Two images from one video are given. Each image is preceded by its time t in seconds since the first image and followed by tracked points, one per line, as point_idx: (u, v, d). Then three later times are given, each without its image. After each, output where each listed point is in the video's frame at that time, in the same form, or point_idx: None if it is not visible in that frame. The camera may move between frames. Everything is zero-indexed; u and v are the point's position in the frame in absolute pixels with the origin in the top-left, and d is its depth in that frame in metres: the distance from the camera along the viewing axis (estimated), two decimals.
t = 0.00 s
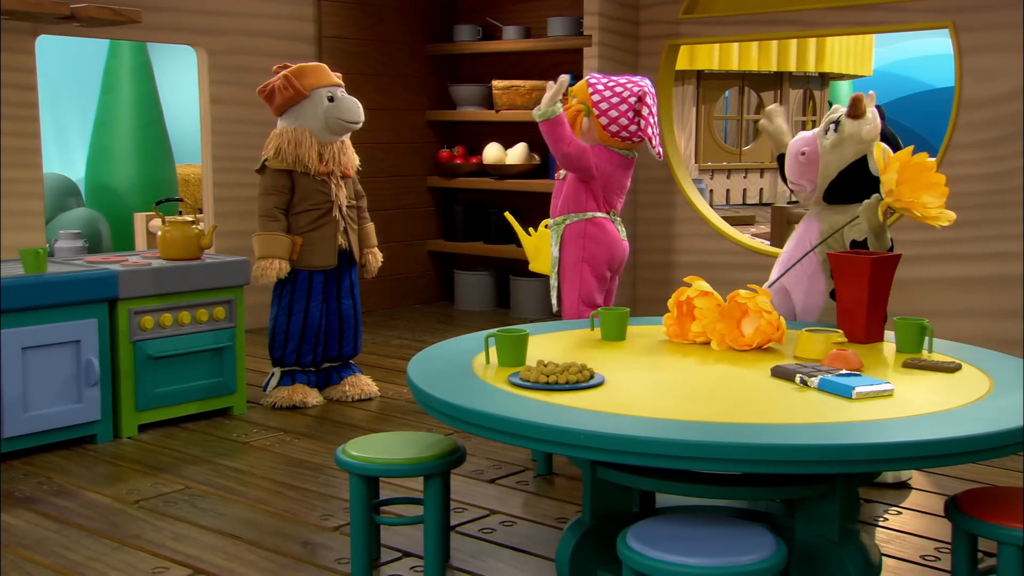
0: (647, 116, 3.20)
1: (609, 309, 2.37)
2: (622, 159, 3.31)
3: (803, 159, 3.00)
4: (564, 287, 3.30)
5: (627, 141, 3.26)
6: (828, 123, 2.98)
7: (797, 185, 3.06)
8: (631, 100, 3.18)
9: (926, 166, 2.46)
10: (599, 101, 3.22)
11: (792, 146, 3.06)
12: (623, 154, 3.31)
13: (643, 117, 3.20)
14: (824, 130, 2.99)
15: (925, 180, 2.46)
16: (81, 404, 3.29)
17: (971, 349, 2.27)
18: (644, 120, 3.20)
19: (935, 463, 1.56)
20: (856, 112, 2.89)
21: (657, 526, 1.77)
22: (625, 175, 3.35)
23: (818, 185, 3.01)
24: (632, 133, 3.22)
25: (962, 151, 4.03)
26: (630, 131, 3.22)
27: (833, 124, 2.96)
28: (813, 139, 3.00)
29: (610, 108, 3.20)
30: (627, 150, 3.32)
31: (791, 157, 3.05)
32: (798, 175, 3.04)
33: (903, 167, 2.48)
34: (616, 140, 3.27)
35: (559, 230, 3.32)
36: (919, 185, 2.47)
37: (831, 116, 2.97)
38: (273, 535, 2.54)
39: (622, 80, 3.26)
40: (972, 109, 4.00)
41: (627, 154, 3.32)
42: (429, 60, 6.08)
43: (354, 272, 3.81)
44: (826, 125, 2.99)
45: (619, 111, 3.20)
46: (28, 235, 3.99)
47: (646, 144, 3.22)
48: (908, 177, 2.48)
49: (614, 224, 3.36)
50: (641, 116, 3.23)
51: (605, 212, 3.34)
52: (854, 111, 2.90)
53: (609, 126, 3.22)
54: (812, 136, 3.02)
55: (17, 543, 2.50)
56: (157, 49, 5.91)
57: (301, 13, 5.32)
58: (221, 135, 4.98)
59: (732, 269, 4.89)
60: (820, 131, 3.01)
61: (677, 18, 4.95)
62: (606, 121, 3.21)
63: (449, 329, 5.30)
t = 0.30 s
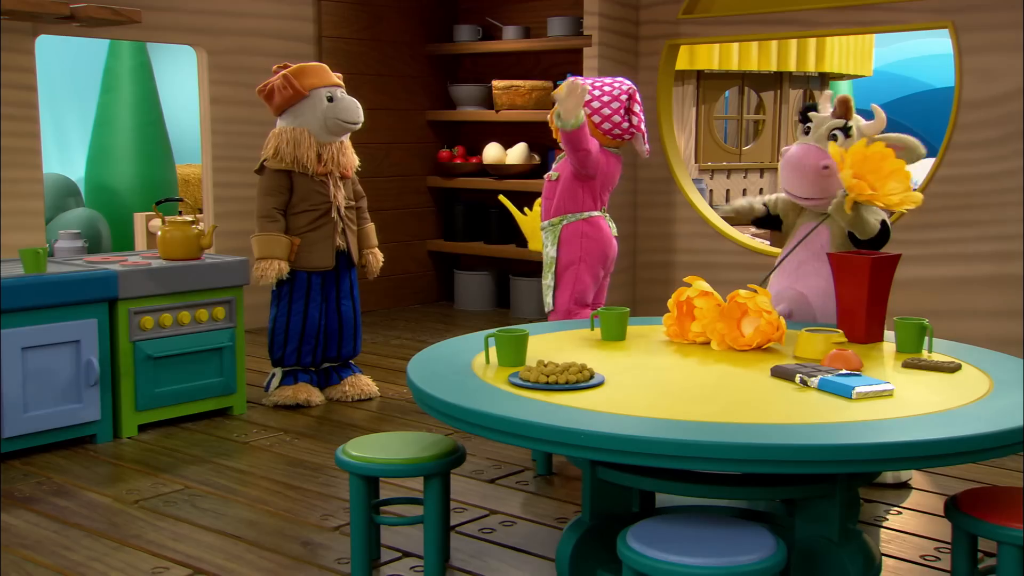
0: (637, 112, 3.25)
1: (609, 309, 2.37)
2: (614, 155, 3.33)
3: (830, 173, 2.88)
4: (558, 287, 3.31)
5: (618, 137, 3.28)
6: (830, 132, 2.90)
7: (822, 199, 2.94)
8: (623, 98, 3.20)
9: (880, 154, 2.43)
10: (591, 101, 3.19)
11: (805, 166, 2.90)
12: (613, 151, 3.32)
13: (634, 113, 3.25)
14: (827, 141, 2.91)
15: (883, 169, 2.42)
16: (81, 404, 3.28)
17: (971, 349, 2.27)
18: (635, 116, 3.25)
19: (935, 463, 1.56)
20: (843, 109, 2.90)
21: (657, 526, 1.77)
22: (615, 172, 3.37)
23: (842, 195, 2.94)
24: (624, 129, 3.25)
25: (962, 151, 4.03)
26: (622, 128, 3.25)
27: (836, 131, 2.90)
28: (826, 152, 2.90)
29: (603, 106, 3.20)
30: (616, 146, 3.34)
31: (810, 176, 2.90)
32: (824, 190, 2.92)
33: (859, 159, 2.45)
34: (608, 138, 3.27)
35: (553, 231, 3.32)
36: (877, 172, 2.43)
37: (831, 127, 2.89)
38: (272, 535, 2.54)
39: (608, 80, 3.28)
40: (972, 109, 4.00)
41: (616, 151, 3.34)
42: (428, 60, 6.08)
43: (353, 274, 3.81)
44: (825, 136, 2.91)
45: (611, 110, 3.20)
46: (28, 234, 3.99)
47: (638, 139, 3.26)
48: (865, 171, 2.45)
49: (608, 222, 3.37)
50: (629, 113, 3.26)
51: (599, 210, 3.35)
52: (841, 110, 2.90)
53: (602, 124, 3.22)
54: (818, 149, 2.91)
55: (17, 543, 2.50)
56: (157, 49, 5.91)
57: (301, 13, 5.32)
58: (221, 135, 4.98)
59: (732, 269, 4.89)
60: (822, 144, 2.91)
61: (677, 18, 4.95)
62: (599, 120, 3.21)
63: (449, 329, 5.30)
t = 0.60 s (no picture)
0: (595, 98, 3.27)
1: (609, 309, 2.37)
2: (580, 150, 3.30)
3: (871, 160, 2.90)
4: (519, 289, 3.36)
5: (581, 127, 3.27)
6: (847, 124, 2.91)
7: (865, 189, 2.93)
8: (577, 85, 3.24)
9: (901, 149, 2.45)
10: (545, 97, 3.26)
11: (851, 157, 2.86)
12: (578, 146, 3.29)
13: (592, 100, 3.26)
14: (848, 132, 2.91)
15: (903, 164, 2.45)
16: (81, 404, 3.29)
17: (971, 349, 2.27)
18: (594, 102, 3.26)
19: (935, 464, 1.56)
20: (841, 102, 2.94)
21: (658, 526, 1.77)
22: (588, 169, 3.31)
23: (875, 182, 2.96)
24: (586, 116, 3.25)
25: (962, 151, 4.03)
26: (585, 115, 3.25)
27: (854, 123, 2.91)
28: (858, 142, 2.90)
29: (559, 99, 3.24)
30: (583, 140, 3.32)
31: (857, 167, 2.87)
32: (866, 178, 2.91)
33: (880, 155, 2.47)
34: (573, 128, 3.28)
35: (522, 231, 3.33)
36: (898, 164, 2.45)
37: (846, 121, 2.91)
38: (273, 535, 2.54)
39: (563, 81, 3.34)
40: (972, 109, 4.00)
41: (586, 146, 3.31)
42: (429, 60, 6.08)
43: (346, 275, 3.82)
44: (844, 128, 2.92)
45: (565, 99, 3.24)
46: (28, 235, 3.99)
47: (602, 121, 3.25)
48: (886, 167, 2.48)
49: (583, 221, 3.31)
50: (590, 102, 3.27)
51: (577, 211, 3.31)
52: (839, 104, 2.94)
53: (562, 115, 3.24)
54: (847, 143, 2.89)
55: (17, 543, 2.50)
56: (157, 49, 5.91)
57: (301, 13, 5.32)
58: (221, 135, 4.98)
59: (731, 269, 4.89)
60: (844, 137, 2.91)
61: (677, 18, 4.95)
62: (557, 112, 3.24)
63: (449, 329, 5.30)
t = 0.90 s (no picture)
0: (529, 111, 3.46)
1: (609, 309, 2.37)
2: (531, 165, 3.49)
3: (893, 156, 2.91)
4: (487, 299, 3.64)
5: (522, 136, 3.46)
6: (865, 124, 2.93)
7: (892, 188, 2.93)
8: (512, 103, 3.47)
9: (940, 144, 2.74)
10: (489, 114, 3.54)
11: (873, 157, 2.88)
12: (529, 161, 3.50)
13: (524, 114, 3.46)
14: (866, 132, 2.93)
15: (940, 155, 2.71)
16: (81, 404, 3.29)
17: (971, 348, 2.27)
18: (526, 115, 3.45)
19: (935, 464, 1.56)
20: (854, 104, 2.99)
21: (658, 526, 1.77)
22: (539, 183, 3.50)
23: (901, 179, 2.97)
24: (520, 129, 3.45)
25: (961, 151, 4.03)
26: (519, 128, 3.45)
27: (871, 123, 2.94)
28: (877, 141, 2.92)
29: (499, 116, 3.49)
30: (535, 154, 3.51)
31: (881, 166, 2.88)
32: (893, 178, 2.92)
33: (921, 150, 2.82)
34: (521, 138, 3.47)
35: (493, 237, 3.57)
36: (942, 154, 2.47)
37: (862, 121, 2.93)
38: (273, 535, 2.54)
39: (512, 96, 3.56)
40: (972, 109, 4.00)
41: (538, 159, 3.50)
42: (429, 60, 6.08)
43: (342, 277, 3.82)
44: (862, 129, 2.94)
45: (503, 115, 3.48)
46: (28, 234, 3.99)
47: (533, 133, 3.44)
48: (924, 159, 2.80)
49: (544, 235, 3.54)
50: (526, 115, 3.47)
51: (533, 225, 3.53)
52: (853, 106, 2.98)
53: (499, 129, 3.47)
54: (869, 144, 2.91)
55: (17, 544, 2.50)
56: (157, 49, 5.91)
57: (301, 12, 5.32)
58: (221, 135, 4.98)
59: (731, 269, 4.89)
60: (862, 137, 2.93)
61: (677, 18, 4.95)
62: (496, 127, 3.48)
63: (449, 329, 5.30)
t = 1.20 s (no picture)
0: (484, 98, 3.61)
1: (609, 309, 2.37)
2: (479, 156, 3.62)
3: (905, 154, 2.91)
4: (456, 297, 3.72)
5: (479, 126, 3.61)
6: (880, 119, 2.94)
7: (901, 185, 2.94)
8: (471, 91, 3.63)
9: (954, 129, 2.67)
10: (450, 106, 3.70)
11: (884, 152, 2.88)
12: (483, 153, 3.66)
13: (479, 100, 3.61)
14: (881, 127, 2.94)
15: (952, 139, 2.64)
16: (81, 404, 3.29)
17: (970, 348, 2.27)
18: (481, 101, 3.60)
19: (935, 464, 1.56)
20: (874, 98, 3.02)
21: (657, 526, 1.77)
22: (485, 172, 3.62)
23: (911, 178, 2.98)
24: (474, 115, 3.60)
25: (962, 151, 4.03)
26: (472, 113, 3.60)
27: (887, 119, 2.94)
28: (891, 137, 2.92)
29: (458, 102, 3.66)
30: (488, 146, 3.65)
31: (892, 162, 2.88)
32: (903, 175, 2.92)
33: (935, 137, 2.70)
34: (479, 129, 3.63)
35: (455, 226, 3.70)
36: (946, 139, 2.65)
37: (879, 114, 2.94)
38: (273, 535, 2.54)
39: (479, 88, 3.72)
40: (973, 109, 3.99)
41: (486, 150, 3.63)
42: (428, 61, 6.08)
43: (350, 280, 3.81)
44: (877, 123, 2.94)
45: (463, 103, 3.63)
46: (28, 235, 3.99)
47: (487, 119, 3.57)
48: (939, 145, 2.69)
49: (496, 225, 3.61)
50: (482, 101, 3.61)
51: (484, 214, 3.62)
52: (872, 100, 3.02)
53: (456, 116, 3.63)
54: (885, 138, 2.91)
55: (17, 543, 2.50)
56: (156, 49, 5.91)
57: (301, 12, 5.31)
58: (221, 135, 4.98)
59: (731, 269, 4.89)
60: (876, 131, 2.94)
61: (677, 18, 4.95)
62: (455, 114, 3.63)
63: (449, 329, 5.30)
